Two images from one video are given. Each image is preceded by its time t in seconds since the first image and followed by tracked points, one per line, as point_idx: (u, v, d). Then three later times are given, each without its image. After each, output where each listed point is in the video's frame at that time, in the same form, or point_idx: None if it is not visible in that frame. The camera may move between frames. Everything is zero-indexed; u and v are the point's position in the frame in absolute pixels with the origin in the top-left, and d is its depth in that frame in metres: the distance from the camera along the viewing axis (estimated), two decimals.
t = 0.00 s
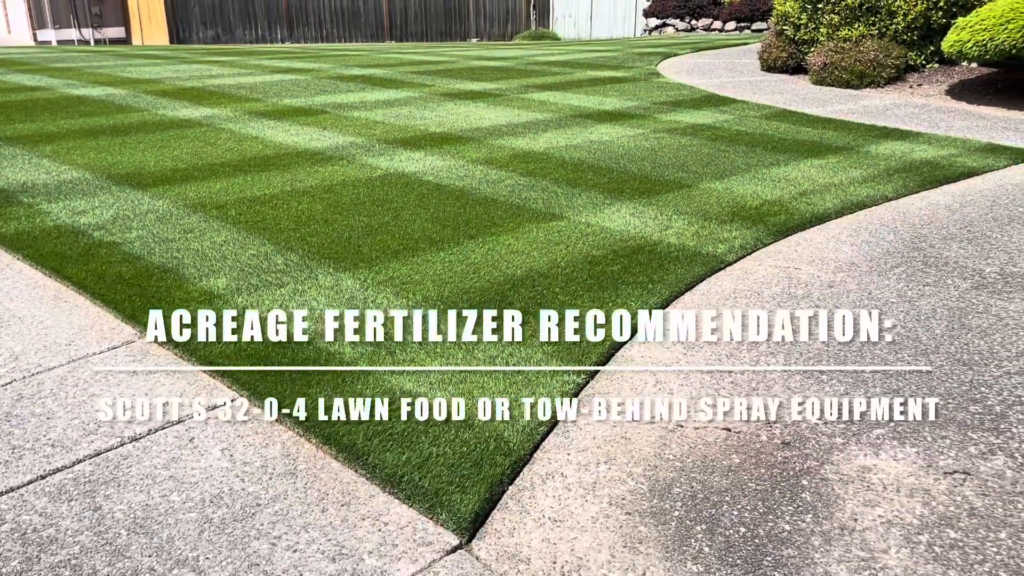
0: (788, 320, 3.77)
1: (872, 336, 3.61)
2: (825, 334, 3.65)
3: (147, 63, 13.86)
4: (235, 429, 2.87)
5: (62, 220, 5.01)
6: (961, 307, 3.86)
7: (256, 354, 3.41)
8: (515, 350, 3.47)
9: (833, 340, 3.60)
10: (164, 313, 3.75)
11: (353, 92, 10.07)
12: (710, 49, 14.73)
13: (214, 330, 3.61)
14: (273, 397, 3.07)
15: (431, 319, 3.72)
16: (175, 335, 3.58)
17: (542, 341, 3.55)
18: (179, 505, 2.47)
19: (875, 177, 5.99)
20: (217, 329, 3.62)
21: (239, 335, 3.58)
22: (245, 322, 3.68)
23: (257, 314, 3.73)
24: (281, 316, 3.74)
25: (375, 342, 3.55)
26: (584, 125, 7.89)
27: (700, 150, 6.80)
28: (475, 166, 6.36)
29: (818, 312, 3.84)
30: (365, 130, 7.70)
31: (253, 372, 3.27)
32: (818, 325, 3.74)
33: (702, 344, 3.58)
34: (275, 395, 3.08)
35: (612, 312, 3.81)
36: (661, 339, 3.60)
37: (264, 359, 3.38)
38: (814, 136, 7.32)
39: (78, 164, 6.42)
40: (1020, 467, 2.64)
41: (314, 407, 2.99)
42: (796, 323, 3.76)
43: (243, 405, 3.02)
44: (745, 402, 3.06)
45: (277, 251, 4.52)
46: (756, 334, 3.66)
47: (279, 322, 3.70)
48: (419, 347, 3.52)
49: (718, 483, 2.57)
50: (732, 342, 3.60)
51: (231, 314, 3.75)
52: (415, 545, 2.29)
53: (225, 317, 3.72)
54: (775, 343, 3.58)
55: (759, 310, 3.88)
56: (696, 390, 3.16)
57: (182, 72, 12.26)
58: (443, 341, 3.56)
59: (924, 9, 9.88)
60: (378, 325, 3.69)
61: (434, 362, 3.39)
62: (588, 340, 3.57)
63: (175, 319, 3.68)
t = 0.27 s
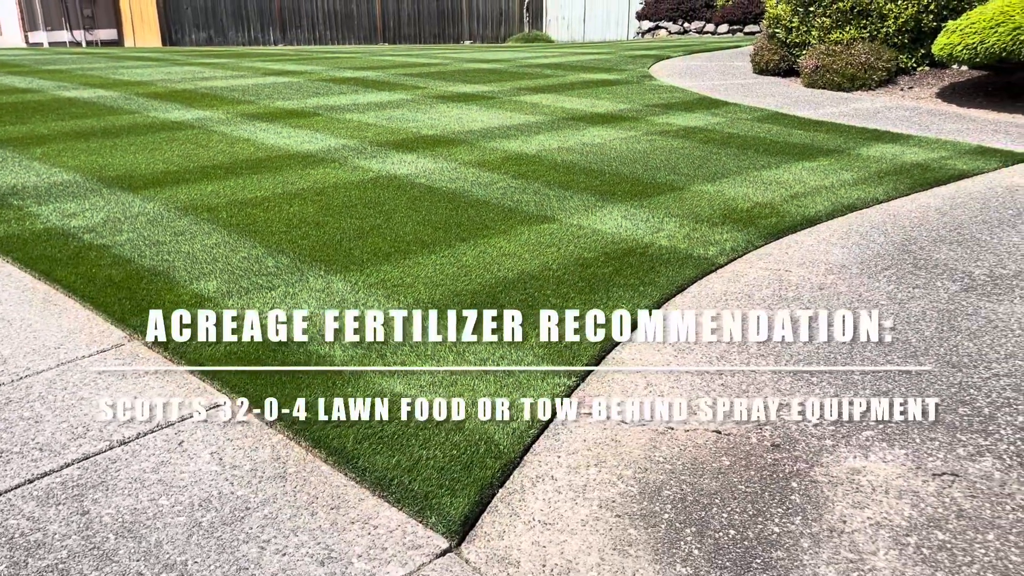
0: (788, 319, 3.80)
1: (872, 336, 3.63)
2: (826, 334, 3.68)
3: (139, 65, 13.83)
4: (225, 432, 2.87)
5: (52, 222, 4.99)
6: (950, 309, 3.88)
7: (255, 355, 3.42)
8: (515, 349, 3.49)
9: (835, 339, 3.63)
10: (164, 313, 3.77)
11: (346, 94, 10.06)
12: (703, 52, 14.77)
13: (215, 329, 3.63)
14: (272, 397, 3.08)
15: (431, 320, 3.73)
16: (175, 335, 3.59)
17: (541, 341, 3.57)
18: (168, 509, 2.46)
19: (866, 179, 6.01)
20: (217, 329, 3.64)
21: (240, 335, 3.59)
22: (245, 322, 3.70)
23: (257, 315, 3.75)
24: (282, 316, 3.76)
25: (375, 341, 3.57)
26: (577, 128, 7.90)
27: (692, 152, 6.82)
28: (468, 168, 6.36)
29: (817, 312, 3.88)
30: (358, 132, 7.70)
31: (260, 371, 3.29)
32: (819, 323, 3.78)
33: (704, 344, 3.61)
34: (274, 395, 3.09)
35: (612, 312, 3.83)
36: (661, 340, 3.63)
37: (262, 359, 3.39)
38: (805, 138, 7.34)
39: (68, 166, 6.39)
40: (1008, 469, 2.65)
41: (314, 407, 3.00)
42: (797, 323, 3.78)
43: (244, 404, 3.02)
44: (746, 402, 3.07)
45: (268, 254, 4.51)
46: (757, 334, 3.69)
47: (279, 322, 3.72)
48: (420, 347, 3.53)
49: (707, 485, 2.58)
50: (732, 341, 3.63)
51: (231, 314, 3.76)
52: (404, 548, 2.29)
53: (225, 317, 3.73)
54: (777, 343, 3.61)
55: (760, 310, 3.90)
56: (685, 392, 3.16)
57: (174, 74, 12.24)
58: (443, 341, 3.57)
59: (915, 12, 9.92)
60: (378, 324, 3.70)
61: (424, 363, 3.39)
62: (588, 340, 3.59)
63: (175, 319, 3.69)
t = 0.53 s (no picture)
0: (787, 319, 3.84)
1: (874, 336, 3.67)
2: (827, 334, 3.71)
3: (131, 67, 13.78)
4: (215, 436, 2.86)
5: (42, 225, 4.97)
6: (940, 312, 3.89)
7: (255, 355, 3.44)
8: (513, 349, 3.51)
9: (837, 337, 3.69)
10: (164, 313, 3.78)
11: (338, 96, 10.05)
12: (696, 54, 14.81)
13: (215, 329, 3.65)
14: (272, 397, 3.09)
15: (432, 319, 3.77)
16: (175, 335, 3.60)
17: (541, 341, 3.59)
18: (157, 514, 2.45)
19: (857, 182, 6.03)
20: (217, 329, 3.66)
21: (240, 335, 3.61)
22: (245, 322, 3.73)
23: (257, 315, 3.79)
24: (281, 316, 3.79)
25: (375, 340, 3.59)
26: (570, 130, 7.91)
27: (684, 155, 6.83)
28: (461, 171, 6.37)
29: (816, 312, 3.92)
30: (350, 135, 7.69)
31: (267, 372, 3.30)
32: (818, 324, 3.81)
33: (706, 343, 3.64)
34: (274, 395, 3.10)
35: (612, 313, 3.86)
36: (663, 340, 3.66)
37: (260, 360, 3.40)
38: (797, 141, 7.37)
39: (58, 168, 6.37)
40: (996, 472, 2.66)
41: (314, 407, 3.01)
42: (796, 322, 3.82)
43: (244, 404, 3.04)
44: (748, 403, 3.10)
45: (258, 257, 4.50)
46: (757, 333, 3.72)
47: (279, 321, 3.74)
48: (421, 347, 3.54)
49: (697, 489, 2.58)
50: (732, 342, 3.66)
51: (231, 314, 3.80)
52: (393, 553, 2.28)
53: (225, 317, 3.76)
54: (780, 342, 3.64)
55: (762, 310, 3.94)
56: (677, 395, 3.17)
57: (166, 76, 12.20)
58: (443, 341, 3.59)
59: (906, 15, 9.97)
60: (378, 324, 3.71)
61: (414, 365, 3.40)
62: (588, 339, 3.62)
63: (175, 319, 3.71)
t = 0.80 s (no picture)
0: (788, 320, 3.85)
1: (872, 336, 3.68)
2: (826, 333, 3.73)
3: (124, 67, 13.75)
4: (204, 435, 2.86)
5: (33, 226, 4.96)
6: (928, 311, 3.91)
7: (254, 355, 3.44)
8: (506, 349, 3.52)
9: (833, 336, 3.70)
10: (164, 313, 3.78)
11: (332, 97, 10.04)
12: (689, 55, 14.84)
13: (214, 329, 3.65)
14: (273, 397, 3.09)
15: (432, 319, 3.77)
16: (175, 335, 3.59)
17: (541, 341, 3.60)
18: (146, 514, 2.45)
19: (848, 182, 6.06)
20: (217, 329, 3.66)
21: (240, 335, 3.62)
22: (245, 322, 3.73)
23: (258, 315, 3.79)
24: (281, 317, 3.79)
25: (372, 340, 3.59)
26: (563, 131, 7.92)
27: (676, 155, 6.85)
28: (453, 171, 6.37)
29: (816, 312, 3.93)
30: (343, 135, 7.69)
31: (271, 372, 3.30)
32: (813, 323, 3.82)
33: (707, 342, 3.66)
34: (275, 395, 3.10)
35: (611, 313, 3.88)
36: (664, 339, 3.67)
37: (256, 360, 3.40)
38: (788, 141, 7.39)
39: (50, 169, 6.35)
40: (982, 470, 2.68)
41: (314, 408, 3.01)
42: (797, 323, 3.83)
43: (244, 404, 3.04)
44: (744, 402, 3.11)
45: (248, 257, 4.49)
46: (757, 333, 3.73)
47: (279, 322, 3.75)
48: (421, 347, 3.55)
49: (685, 488, 2.59)
50: (733, 341, 3.67)
51: (231, 314, 3.81)
52: (382, 552, 2.29)
53: (225, 317, 3.77)
54: (779, 342, 3.65)
55: (757, 309, 3.97)
56: (666, 394, 3.18)
57: (158, 76, 12.17)
58: (443, 341, 3.60)
59: (898, 16, 10.01)
60: (378, 325, 3.71)
61: (405, 364, 3.40)
62: (588, 340, 3.63)
63: (175, 319, 3.70)
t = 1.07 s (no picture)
0: (787, 319, 3.84)
1: (871, 335, 3.68)
2: (825, 333, 3.73)
3: (118, 66, 13.71)
4: (198, 434, 2.86)
5: (27, 225, 4.95)
6: (921, 310, 3.93)
7: (253, 355, 3.44)
8: (502, 348, 3.53)
9: (827, 334, 3.71)
10: (165, 313, 3.77)
11: (326, 96, 10.03)
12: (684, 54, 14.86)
13: (215, 329, 3.65)
14: (273, 397, 3.08)
15: (431, 319, 3.78)
16: (175, 335, 3.59)
17: (541, 340, 3.61)
18: (140, 512, 2.45)
19: (841, 181, 6.08)
20: (217, 329, 3.66)
21: (240, 335, 3.62)
22: (245, 322, 3.73)
23: (257, 315, 3.78)
24: (281, 316, 3.78)
25: (371, 339, 3.59)
26: (557, 130, 7.93)
27: (670, 155, 6.86)
28: (448, 170, 6.37)
29: (813, 311, 3.94)
30: (338, 134, 7.69)
31: (273, 372, 3.29)
32: (807, 322, 3.83)
33: (705, 340, 3.67)
34: (274, 395, 3.09)
35: (611, 313, 3.88)
36: (663, 339, 3.68)
37: (254, 359, 3.40)
38: (782, 141, 7.41)
39: (43, 168, 6.34)
40: (973, 468, 2.69)
41: (314, 407, 3.01)
42: (796, 322, 3.83)
43: (244, 405, 3.02)
44: (744, 402, 3.10)
45: (241, 257, 4.49)
46: (756, 333, 3.72)
47: (279, 321, 3.74)
48: (420, 347, 3.55)
49: (679, 486, 2.60)
50: (732, 341, 3.67)
51: (231, 314, 3.80)
52: (376, 550, 2.29)
53: (226, 317, 3.76)
54: (778, 342, 3.64)
55: (753, 307, 3.98)
56: (664, 394, 3.18)
57: (152, 76, 12.14)
58: (443, 340, 3.60)
59: (892, 16, 10.05)
60: (378, 324, 3.71)
61: (400, 364, 3.41)
62: (587, 339, 3.63)
63: (175, 319, 3.70)
